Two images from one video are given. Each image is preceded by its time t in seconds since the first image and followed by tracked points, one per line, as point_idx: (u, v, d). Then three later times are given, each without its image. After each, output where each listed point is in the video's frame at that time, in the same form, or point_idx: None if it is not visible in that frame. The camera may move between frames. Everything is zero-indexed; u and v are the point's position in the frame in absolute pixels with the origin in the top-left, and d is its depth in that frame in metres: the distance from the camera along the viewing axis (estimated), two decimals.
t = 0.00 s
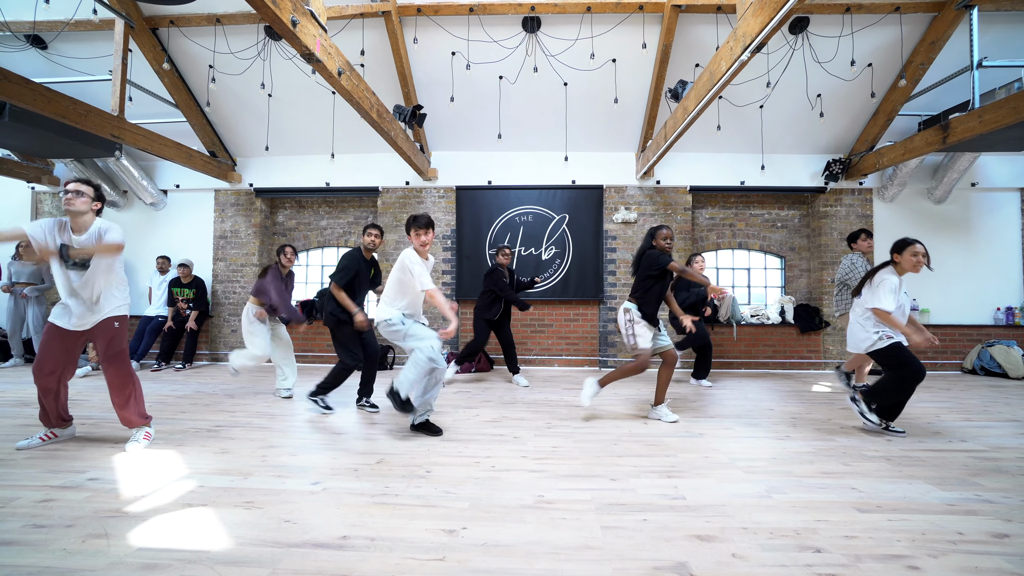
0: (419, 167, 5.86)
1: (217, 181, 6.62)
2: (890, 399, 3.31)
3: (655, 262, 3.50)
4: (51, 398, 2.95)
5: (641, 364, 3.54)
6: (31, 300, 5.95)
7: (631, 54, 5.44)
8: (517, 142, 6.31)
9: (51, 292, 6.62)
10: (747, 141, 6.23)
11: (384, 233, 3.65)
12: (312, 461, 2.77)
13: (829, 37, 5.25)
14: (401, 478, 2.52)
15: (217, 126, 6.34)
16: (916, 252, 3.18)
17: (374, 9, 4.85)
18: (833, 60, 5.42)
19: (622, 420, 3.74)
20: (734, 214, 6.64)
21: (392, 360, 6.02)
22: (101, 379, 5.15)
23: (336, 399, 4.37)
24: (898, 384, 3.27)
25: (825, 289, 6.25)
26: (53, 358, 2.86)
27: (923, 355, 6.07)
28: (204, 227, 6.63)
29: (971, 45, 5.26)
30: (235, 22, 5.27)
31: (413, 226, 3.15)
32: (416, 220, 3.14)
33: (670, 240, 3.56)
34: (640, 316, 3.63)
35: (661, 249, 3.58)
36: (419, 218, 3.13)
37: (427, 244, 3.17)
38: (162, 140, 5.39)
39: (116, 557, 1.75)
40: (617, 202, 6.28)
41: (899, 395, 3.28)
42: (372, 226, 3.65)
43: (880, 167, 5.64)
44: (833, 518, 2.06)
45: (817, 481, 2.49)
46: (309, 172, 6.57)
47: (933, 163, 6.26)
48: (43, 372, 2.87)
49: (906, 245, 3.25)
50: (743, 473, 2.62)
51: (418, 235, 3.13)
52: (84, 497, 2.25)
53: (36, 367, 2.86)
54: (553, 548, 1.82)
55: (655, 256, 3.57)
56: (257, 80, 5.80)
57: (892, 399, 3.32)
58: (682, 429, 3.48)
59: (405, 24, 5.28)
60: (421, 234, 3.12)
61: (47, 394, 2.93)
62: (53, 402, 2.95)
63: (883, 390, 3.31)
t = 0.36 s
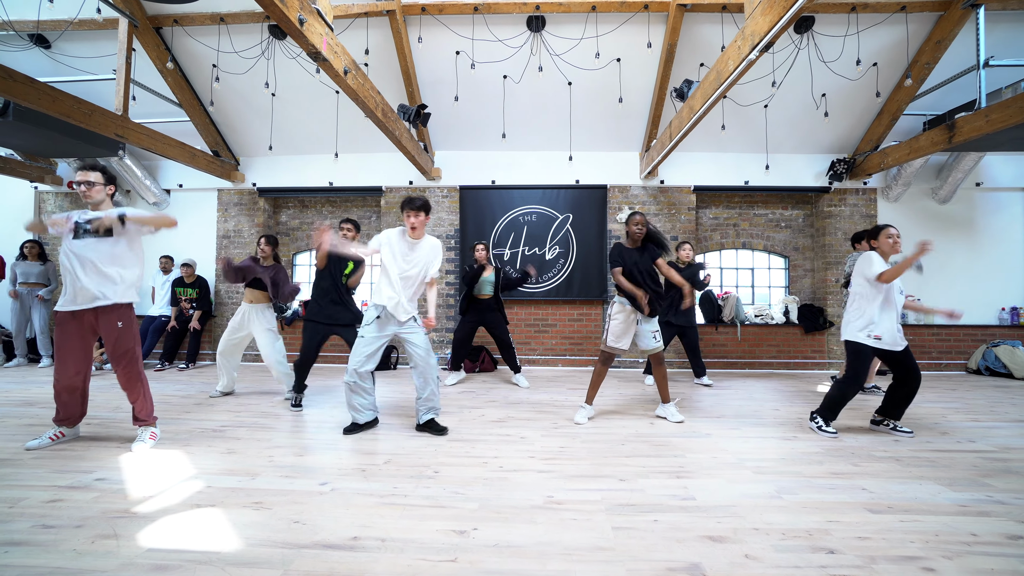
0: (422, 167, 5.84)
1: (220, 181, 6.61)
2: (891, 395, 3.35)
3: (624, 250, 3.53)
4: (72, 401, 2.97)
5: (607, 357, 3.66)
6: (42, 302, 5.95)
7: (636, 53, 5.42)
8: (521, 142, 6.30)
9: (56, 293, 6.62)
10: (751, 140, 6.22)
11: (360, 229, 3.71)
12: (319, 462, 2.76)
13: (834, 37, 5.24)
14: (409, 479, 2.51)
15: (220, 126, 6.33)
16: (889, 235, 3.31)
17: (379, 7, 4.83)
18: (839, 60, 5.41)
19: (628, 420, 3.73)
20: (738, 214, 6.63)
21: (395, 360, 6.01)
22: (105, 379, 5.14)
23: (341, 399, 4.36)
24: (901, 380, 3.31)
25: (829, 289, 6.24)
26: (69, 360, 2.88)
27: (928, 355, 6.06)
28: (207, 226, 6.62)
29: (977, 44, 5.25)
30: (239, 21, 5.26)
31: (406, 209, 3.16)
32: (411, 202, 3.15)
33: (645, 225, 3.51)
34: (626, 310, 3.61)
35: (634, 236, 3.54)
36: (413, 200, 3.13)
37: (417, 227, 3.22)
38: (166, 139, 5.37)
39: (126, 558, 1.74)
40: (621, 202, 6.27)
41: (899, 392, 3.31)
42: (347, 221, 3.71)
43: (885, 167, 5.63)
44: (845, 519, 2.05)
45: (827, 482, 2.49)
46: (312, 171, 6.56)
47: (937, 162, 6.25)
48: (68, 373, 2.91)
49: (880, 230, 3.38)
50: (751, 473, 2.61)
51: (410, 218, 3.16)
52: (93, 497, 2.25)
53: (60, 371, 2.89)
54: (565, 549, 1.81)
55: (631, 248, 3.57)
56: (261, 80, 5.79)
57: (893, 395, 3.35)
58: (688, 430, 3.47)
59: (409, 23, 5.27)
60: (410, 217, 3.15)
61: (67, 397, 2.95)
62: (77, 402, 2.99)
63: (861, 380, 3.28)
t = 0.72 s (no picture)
0: (427, 166, 5.83)
1: (224, 180, 6.60)
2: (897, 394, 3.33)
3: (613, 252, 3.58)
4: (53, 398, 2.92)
5: (618, 366, 3.57)
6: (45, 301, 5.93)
7: (643, 51, 5.40)
8: (527, 142, 6.29)
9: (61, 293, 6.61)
10: (757, 140, 6.20)
11: (349, 220, 3.77)
12: (329, 462, 2.75)
13: (842, 35, 5.22)
14: (420, 479, 2.49)
15: (225, 126, 6.31)
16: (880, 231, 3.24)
17: (385, 6, 4.81)
18: (846, 58, 5.39)
19: (636, 420, 3.71)
20: (743, 213, 6.61)
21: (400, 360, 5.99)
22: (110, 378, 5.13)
23: (348, 399, 4.35)
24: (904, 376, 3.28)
25: (835, 289, 6.23)
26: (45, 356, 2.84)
27: (935, 355, 6.05)
28: (212, 226, 6.61)
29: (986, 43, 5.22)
30: (245, 20, 5.24)
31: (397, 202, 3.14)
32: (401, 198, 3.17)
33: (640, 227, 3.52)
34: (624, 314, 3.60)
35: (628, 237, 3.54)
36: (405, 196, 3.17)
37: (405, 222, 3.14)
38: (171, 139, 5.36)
39: (139, 559, 1.72)
40: (626, 201, 6.26)
41: (906, 389, 3.28)
42: (336, 213, 3.78)
43: (892, 167, 5.60)
44: (862, 521, 2.03)
45: (841, 483, 2.47)
46: (317, 171, 6.54)
47: (944, 162, 6.23)
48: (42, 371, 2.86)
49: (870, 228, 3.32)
50: (764, 474, 2.60)
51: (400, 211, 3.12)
52: (103, 498, 2.24)
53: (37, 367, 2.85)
54: (581, 550, 1.79)
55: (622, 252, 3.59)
56: (267, 79, 5.78)
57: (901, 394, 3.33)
58: (697, 430, 3.46)
59: (416, 22, 5.25)
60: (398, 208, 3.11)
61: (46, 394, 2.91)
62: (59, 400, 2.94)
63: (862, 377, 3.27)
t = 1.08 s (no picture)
0: (434, 166, 5.83)
1: (230, 180, 6.59)
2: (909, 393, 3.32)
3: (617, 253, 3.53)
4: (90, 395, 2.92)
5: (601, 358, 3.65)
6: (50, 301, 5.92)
7: (650, 51, 5.40)
8: (533, 141, 6.28)
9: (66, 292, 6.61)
10: (764, 139, 6.19)
11: (342, 228, 3.74)
12: (340, 462, 2.75)
13: (850, 35, 5.21)
14: (433, 480, 2.49)
15: (231, 125, 6.31)
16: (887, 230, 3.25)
17: (393, 6, 4.80)
18: (855, 58, 5.38)
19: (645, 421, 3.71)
20: (749, 213, 6.61)
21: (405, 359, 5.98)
22: (117, 378, 5.13)
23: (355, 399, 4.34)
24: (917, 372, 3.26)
25: (842, 289, 6.22)
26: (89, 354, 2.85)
27: (942, 356, 6.03)
28: (217, 225, 6.61)
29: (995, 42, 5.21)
30: (253, 19, 5.24)
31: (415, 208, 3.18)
32: (419, 202, 3.17)
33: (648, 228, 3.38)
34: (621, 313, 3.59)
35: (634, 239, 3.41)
36: (422, 200, 3.15)
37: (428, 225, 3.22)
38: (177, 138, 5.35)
39: (156, 560, 1.72)
40: (632, 201, 6.25)
41: (918, 387, 3.27)
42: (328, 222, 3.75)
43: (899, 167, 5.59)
44: (879, 522, 2.03)
45: (855, 483, 2.46)
46: (322, 171, 6.54)
47: (951, 162, 6.22)
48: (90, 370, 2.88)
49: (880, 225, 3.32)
50: (777, 474, 2.59)
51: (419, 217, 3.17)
52: (116, 498, 2.23)
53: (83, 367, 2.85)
54: (599, 551, 1.79)
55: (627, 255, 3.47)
56: (273, 78, 5.77)
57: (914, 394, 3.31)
58: (707, 430, 3.45)
59: (423, 21, 5.24)
60: (421, 215, 3.16)
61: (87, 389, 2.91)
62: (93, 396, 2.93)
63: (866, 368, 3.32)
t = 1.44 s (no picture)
0: (440, 166, 5.84)
1: (236, 180, 6.61)
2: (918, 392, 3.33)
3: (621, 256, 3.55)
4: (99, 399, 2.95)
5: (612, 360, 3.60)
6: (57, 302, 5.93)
7: (656, 51, 5.41)
8: (538, 142, 6.29)
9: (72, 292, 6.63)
10: (769, 139, 6.20)
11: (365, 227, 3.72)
12: (352, 461, 2.76)
13: (857, 34, 5.21)
14: (445, 479, 2.50)
15: (237, 125, 6.32)
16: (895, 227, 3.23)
17: (401, 6, 4.82)
18: (861, 58, 5.38)
19: (653, 420, 3.71)
20: (754, 213, 6.62)
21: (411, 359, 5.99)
22: (124, 378, 5.14)
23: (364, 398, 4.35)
24: (927, 376, 3.26)
25: (847, 288, 6.22)
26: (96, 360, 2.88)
27: (948, 355, 6.04)
28: (223, 225, 6.62)
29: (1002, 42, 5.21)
30: (260, 20, 5.25)
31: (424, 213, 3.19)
32: (430, 207, 3.18)
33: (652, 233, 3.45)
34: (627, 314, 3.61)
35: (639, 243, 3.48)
36: (432, 205, 3.16)
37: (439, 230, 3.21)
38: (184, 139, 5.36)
39: (176, 558, 1.73)
40: (638, 201, 6.26)
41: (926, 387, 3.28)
42: (351, 221, 3.72)
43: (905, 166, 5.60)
44: (892, 520, 2.03)
45: (866, 482, 2.47)
46: (328, 171, 6.55)
47: (957, 161, 6.22)
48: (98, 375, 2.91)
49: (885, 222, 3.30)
50: (788, 473, 2.60)
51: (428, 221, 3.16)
52: (132, 497, 2.24)
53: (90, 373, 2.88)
54: (615, 549, 1.80)
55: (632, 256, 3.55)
56: (280, 79, 5.79)
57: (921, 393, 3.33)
58: (716, 429, 3.45)
59: (430, 22, 5.26)
60: (432, 221, 3.17)
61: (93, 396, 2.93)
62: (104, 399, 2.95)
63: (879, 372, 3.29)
